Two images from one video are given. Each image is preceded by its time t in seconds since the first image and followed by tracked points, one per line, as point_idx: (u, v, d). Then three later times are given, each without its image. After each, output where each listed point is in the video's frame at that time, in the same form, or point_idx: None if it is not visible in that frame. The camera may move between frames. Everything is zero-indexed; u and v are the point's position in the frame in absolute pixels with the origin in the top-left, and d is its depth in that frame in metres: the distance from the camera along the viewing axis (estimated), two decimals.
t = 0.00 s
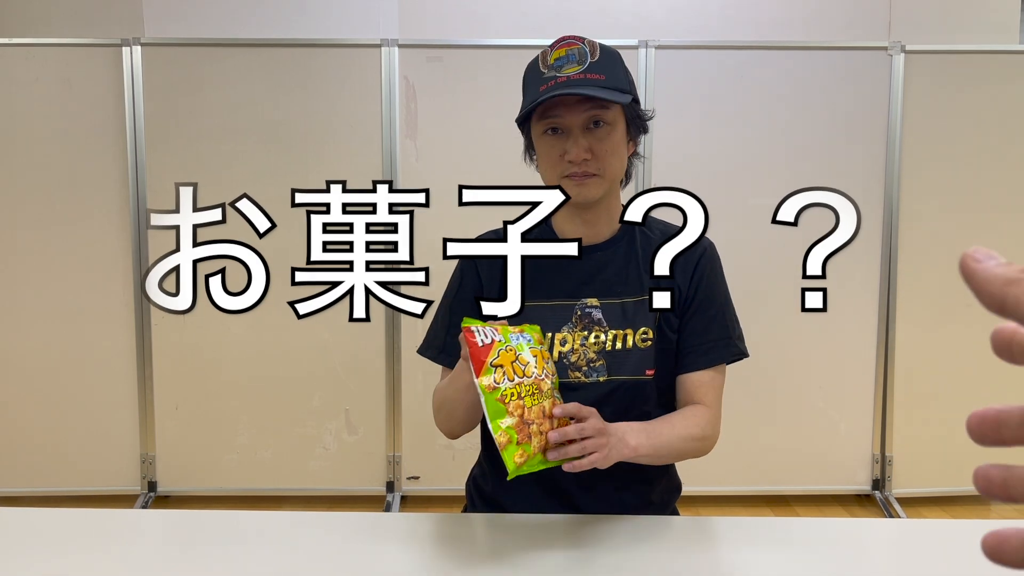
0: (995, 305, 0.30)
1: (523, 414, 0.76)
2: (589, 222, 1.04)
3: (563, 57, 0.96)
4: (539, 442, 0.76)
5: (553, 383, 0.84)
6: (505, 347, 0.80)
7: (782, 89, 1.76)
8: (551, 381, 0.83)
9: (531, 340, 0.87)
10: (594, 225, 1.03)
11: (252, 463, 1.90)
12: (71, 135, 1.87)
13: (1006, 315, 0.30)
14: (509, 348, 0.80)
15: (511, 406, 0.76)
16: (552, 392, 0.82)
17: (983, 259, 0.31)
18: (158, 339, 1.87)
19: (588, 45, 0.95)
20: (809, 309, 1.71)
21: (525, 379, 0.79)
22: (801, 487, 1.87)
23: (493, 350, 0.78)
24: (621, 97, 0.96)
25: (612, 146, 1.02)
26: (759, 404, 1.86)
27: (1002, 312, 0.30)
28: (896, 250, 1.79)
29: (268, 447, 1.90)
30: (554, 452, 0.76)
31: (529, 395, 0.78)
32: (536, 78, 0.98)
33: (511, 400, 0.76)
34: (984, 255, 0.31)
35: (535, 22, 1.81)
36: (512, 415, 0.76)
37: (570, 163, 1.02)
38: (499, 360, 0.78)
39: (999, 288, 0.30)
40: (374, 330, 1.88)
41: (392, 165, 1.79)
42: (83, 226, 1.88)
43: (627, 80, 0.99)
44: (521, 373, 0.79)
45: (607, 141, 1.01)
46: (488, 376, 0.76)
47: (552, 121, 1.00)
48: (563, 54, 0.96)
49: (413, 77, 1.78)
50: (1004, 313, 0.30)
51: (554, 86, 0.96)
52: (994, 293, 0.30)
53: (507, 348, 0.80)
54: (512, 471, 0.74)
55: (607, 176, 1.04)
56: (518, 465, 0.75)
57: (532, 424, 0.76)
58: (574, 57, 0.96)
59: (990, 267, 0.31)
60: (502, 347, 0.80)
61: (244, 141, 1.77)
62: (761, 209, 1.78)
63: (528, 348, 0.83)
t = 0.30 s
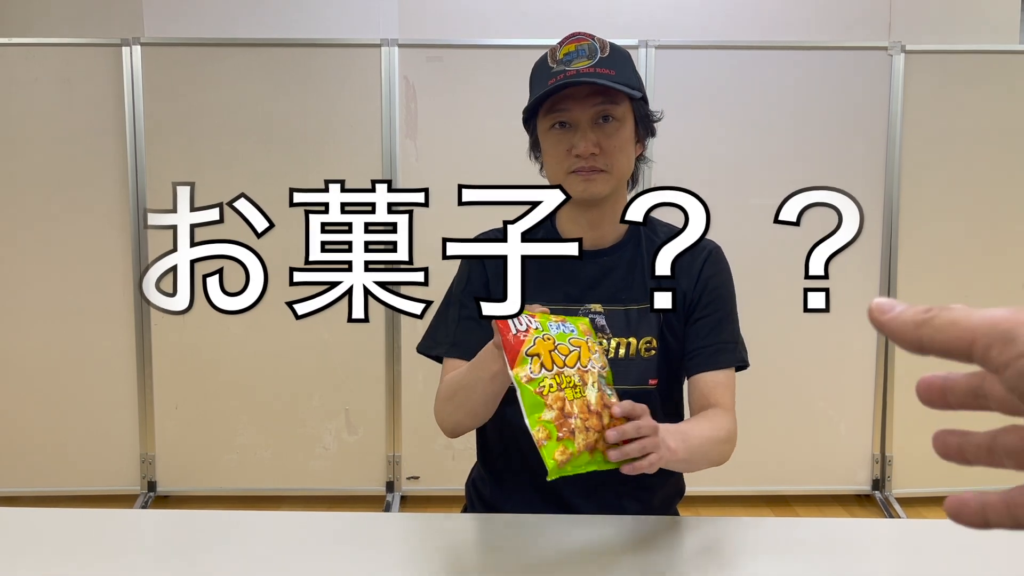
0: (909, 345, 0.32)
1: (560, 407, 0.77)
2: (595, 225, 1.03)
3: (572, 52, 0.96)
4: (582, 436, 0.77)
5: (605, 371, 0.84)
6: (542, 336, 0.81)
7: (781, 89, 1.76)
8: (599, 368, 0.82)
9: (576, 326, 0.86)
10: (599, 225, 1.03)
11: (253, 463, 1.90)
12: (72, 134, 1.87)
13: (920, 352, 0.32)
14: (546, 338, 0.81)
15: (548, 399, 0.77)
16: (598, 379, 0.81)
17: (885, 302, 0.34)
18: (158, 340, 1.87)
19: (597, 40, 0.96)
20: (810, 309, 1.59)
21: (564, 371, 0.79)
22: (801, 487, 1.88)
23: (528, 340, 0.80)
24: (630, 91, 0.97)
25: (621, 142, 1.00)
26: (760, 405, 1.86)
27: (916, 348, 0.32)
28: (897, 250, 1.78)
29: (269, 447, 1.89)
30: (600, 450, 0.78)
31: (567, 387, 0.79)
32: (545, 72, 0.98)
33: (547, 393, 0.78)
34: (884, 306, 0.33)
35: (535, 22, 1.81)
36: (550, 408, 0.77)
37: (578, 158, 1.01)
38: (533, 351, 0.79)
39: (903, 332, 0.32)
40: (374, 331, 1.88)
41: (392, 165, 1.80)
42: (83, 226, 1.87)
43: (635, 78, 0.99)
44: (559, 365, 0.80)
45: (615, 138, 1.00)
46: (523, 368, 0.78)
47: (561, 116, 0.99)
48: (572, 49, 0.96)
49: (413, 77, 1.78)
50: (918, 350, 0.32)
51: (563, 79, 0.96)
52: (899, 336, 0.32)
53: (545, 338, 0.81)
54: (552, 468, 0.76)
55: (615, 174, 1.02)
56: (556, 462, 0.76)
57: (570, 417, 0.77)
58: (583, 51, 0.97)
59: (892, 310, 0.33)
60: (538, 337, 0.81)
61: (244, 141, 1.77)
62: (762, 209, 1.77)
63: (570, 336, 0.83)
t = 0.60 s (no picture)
0: (871, 418, 0.32)
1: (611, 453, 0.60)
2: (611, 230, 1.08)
3: (587, 49, 0.97)
4: (643, 493, 0.59)
5: (665, 400, 0.64)
6: (576, 356, 0.63)
7: (783, 89, 1.76)
8: (656, 398, 0.63)
9: (630, 337, 0.67)
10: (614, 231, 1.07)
11: (252, 463, 1.90)
12: (72, 134, 1.87)
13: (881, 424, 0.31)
14: (587, 357, 0.63)
15: (594, 443, 0.60)
16: (658, 416, 0.62)
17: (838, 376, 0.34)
18: (158, 340, 1.86)
19: (612, 39, 0.97)
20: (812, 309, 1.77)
21: (611, 399, 0.62)
22: (802, 487, 1.87)
23: (559, 364, 0.63)
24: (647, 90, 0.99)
25: (639, 143, 1.04)
26: (765, 407, 1.83)
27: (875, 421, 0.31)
28: (897, 249, 1.78)
29: (268, 446, 1.90)
30: (668, 503, 0.60)
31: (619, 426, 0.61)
32: (558, 69, 0.99)
33: (593, 436, 0.60)
34: (839, 386, 0.33)
35: (537, 22, 1.81)
36: (597, 455, 0.60)
37: (595, 158, 1.04)
38: (567, 377, 0.62)
39: (859, 409, 0.32)
40: (374, 332, 1.86)
41: (392, 164, 1.78)
42: (83, 226, 1.87)
43: (650, 74, 1.01)
44: (603, 394, 0.62)
45: (633, 138, 1.04)
46: (557, 403, 0.61)
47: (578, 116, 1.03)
48: (587, 46, 0.97)
49: (414, 77, 1.77)
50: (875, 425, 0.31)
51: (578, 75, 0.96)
52: (860, 413, 0.32)
53: (583, 359, 0.63)
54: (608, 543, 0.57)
55: (632, 175, 1.06)
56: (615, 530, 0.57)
57: (623, 468, 0.60)
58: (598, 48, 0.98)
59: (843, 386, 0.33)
60: (573, 357, 0.63)
61: (245, 141, 1.77)
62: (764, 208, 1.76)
63: (617, 353, 0.65)
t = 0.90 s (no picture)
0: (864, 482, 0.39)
1: None
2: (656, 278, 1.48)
3: (640, 75, 1.47)
4: None
5: (718, 542, 0.48)
6: (613, 453, 0.51)
7: (786, 88, 1.74)
8: (703, 538, 0.48)
9: (702, 438, 0.51)
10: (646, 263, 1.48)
11: (253, 462, 1.91)
12: (70, 133, 1.86)
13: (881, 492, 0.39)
14: (623, 459, 0.51)
15: None
16: (698, 567, 0.47)
17: (833, 437, 0.42)
18: (158, 340, 1.86)
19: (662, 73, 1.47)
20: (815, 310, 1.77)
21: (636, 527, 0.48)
22: (804, 488, 1.86)
23: (592, 461, 0.52)
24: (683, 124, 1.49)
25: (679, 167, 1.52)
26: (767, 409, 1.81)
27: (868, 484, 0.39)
28: (897, 249, 1.79)
29: (269, 445, 1.90)
30: None
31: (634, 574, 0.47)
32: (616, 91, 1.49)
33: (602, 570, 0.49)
34: (827, 446, 0.41)
35: (538, 22, 1.81)
36: None
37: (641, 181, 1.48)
38: (596, 482, 0.51)
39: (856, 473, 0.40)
40: (373, 333, 1.84)
41: (391, 163, 1.77)
42: (83, 226, 1.86)
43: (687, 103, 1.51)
44: (629, 517, 0.49)
45: (673, 164, 1.50)
46: (585, 511, 0.52)
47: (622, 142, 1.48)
48: (639, 72, 1.47)
49: (414, 77, 1.75)
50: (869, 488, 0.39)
51: (634, 99, 1.46)
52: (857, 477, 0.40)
53: (621, 464, 0.51)
54: None
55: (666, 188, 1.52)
56: None
57: None
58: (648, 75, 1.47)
59: (834, 447, 0.41)
60: (607, 454, 0.51)
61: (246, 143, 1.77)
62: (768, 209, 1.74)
63: (674, 456, 0.50)
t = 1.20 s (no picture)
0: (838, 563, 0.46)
1: None
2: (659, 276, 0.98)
3: (684, 93, 0.97)
4: None
5: None
6: (637, 522, 0.47)
7: (789, 87, 1.72)
8: None
9: (739, 503, 0.47)
10: (684, 293, 0.99)
11: (254, 462, 1.90)
12: (69, 134, 1.85)
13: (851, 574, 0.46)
14: (650, 529, 0.47)
15: None
16: None
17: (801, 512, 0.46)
18: (159, 340, 1.86)
19: (713, 83, 0.97)
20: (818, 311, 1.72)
21: None
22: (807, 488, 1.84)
23: (614, 525, 0.48)
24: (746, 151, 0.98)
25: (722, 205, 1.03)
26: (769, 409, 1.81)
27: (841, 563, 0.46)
28: (897, 248, 1.79)
29: (269, 445, 1.90)
30: None
31: None
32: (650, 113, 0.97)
33: None
34: (796, 523, 0.46)
35: (538, 22, 1.81)
36: None
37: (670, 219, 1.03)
38: (619, 550, 0.48)
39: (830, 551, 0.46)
40: (373, 332, 1.86)
41: (392, 162, 1.78)
42: (84, 227, 1.87)
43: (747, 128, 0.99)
44: None
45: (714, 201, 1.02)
46: None
47: (665, 172, 0.99)
48: (685, 89, 0.97)
49: (414, 77, 1.76)
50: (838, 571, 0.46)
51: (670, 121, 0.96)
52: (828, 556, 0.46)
53: (646, 530, 0.47)
54: None
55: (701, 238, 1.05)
56: None
57: None
58: (697, 90, 0.97)
59: (805, 524, 0.46)
60: (632, 522, 0.47)
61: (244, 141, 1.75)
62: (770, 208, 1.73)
63: (707, 526, 0.46)
